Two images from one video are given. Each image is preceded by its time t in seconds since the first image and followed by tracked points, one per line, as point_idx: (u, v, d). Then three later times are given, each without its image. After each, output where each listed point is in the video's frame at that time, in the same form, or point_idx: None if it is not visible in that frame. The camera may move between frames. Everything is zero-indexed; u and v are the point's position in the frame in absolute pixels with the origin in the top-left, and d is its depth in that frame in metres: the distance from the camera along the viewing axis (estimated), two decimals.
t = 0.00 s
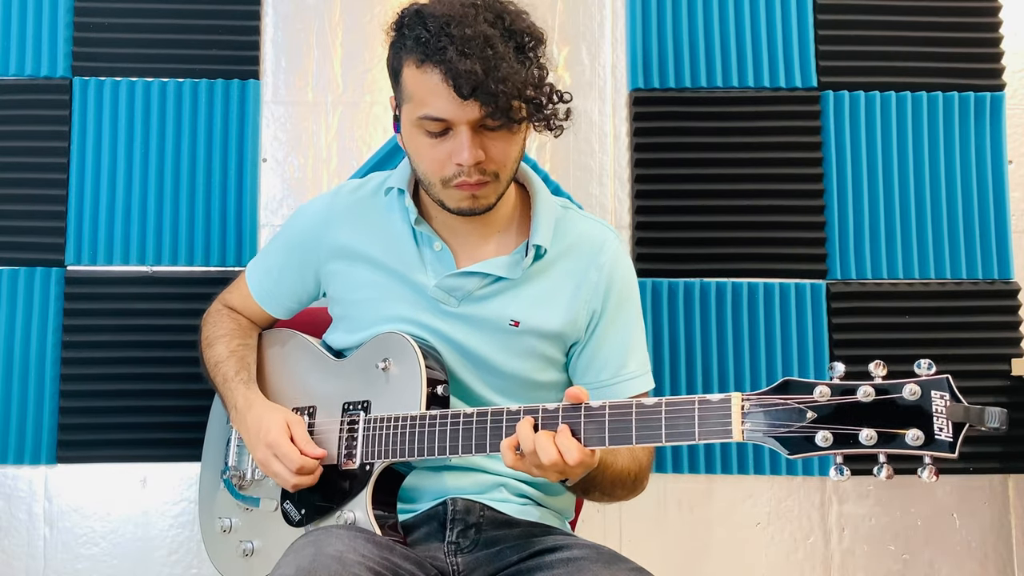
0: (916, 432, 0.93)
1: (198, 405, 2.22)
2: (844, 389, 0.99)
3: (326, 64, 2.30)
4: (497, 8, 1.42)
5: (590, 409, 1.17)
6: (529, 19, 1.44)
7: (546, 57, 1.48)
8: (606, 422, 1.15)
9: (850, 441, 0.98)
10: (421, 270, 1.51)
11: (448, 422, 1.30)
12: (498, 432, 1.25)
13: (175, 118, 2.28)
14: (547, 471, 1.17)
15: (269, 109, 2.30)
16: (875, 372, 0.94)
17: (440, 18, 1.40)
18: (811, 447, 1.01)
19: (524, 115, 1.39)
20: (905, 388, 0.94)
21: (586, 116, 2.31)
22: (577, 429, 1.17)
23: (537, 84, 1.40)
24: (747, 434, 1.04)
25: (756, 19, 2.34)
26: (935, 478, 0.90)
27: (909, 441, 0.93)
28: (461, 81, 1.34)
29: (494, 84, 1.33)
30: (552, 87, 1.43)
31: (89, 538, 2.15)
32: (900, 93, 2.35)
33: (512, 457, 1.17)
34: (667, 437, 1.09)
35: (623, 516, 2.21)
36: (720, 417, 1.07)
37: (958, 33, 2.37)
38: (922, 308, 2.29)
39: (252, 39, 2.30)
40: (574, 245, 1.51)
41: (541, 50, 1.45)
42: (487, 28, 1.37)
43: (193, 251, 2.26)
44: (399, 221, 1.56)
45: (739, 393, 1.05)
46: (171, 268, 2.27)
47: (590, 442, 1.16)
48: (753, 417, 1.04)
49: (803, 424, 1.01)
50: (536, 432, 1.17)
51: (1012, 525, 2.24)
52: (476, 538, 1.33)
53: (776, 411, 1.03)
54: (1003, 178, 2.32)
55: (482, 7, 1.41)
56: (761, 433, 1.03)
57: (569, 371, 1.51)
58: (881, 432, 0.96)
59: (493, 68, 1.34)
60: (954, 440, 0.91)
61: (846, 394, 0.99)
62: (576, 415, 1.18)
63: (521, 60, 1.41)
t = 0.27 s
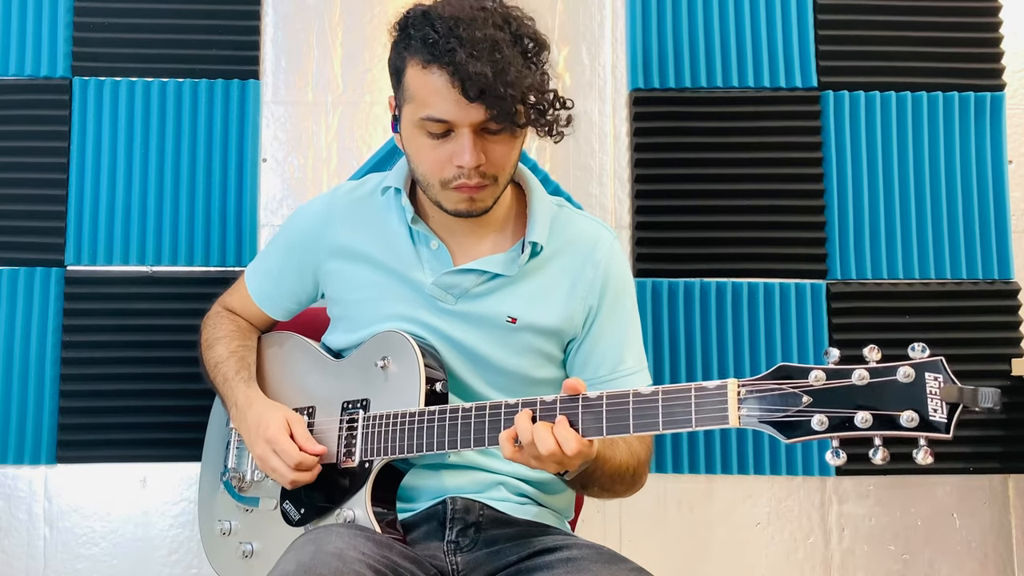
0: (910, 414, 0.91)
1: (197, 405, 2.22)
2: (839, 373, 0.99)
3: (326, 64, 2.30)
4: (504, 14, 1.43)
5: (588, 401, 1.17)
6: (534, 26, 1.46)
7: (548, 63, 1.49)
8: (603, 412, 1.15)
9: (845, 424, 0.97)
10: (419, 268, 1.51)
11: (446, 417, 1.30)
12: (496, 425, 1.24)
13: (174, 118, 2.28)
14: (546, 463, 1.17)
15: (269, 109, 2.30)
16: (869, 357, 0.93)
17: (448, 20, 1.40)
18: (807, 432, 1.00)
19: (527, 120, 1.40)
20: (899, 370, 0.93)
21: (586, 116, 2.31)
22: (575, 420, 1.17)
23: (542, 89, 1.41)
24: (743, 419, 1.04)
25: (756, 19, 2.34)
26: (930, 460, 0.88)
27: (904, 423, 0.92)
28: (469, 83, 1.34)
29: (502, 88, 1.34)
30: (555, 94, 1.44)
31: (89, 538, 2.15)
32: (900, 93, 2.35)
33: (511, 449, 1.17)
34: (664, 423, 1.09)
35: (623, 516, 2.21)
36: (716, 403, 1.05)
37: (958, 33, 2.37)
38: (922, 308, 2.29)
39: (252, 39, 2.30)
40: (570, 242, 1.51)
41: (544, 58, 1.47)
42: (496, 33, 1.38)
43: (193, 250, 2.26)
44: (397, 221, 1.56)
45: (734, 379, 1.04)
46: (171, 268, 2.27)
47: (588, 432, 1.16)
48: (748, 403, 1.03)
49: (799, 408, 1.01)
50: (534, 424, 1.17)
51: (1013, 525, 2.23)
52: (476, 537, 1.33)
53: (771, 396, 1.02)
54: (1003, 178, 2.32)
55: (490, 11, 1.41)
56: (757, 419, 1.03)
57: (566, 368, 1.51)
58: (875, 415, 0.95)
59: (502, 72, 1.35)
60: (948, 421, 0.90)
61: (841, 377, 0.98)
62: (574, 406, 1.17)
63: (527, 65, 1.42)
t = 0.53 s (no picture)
0: (906, 407, 0.92)
1: (197, 405, 2.22)
2: (835, 366, 0.99)
3: (326, 64, 2.30)
4: (508, 17, 1.43)
5: (584, 398, 1.17)
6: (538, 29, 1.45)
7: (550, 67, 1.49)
8: (600, 408, 1.15)
9: (841, 419, 0.97)
10: (417, 269, 1.51)
11: (445, 416, 1.29)
12: (495, 424, 1.24)
13: (174, 118, 2.28)
14: (545, 459, 1.17)
15: (269, 109, 2.30)
16: (865, 350, 0.94)
17: (452, 22, 1.40)
18: (803, 426, 1.00)
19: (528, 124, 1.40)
20: (895, 364, 0.94)
21: (586, 116, 2.31)
22: (573, 416, 1.17)
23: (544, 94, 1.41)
24: (739, 414, 1.03)
25: (756, 19, 2.34)
26: (926, 453, 0.89)
27: (899, 416, 0.92)
28: (473, 87, 1.33)
29: (505, 93, 1.34)
30: (557, 99, 1.45)
31: (89, 538, 2.15)
32: (900, 93, 2.35)
33: (508, 447, 1.17)
34: (661, 420, 1.09)
35: (624, 516, 2.21)
36: (713, 399, 1.05)
37: (958, 33, 2.37)
38: (922, 308, 2.29)
39: (252, 39, 2.30)
40: (568, 241, 1.51)
41: (546, 62, 1.47)
42: (501, 37, 1.38)
43: (193, 250, 2.26)
44: (395, 221, 1.56)
45: (731, 374, 1.04)
46: (171, 268, 2.27)
47: (585, 429, 1.16)
48: (744, 398, 1.03)
49: (795, 403, 1.01)
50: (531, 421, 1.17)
51: (1013, 525, 2.23)
52: (476, 537, 1.33)
53: (767, 390, 1.02)
54: (1003, 178, 2.32)
55: (495, 14, 1.41)
56: (753, 414, 1.02)
57: (565, 367, 1.51)
58: (871, 409, 0.95)
59: (507, 77, 1.35)
60: (944, 414, 0.90)
61: (837, 371, 0.98)
62: (571, 403, 1.17)
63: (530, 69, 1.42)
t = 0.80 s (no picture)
0: (910, 421, 0.92)
1: (197, 405, 2.22)
2: (839, 379, 0.99)
3: (326, 64, 2.30)
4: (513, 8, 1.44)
5: (586, 406, 1.17)
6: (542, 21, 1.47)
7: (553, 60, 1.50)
8: (602, 417, 1.15)
9: (845, 431, 0.97)
10: (416, 270, 1.51)
11: (445, 420, 1.30)
12: (496, 429, 1.24)
13: (174, 118, 2.28)
14: (546, 466, 1.17)
15: (269, 108, 2.30)
16: (869, 363, 0.94)
17: (457, 12, 1.40)
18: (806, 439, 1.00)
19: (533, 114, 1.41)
20: (900, 378, 0.94)
21: (586, 116, 2.31)
22: (575, 425, 1.17)
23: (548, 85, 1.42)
24: (742, 426, 1.03)
25: (756, 19, 2.34)
26: (931, 468, 0.89)
27: (904, 430, 0.93)
28: (479, 75, 1.34)
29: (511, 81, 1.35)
30: (560, 91, 1.46)
31: (89, 538, 2.15)
32: (900, 93, 2.35)
33: (510, 454, 1.17)
34: (663, 430, 1.09)
35: (624, 516, 2.21)
36: (715, 410, 1.05)
37: (958, 33, 2.37)
38: (922, 308, 2.29)
39: (252, 39, 2.30)
40: (567, 243, 1.51)
41: (550, 54, 1.48)
42: (507, 25, 1.39)
43: (193, 250, 2.26)
44: (394, 221, 1.56)
45: (733, 386, 1.04)
46: (171, 268, 2.27)
47: (586, 437, 1.16)
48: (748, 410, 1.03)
49: (798, 415, 1.01)
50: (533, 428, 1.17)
51: (1012, 525, 2.23)
52: (476, 538, 1.33)
53: (770, 403, 1.02)
54: (1003, 178, 2.32)
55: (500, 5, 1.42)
56: (757, 426, 1.03)
57: (565, 368, 1.51)
58: (875, 423, 0.95)
59: (513, 65, 1.36)
60: (949, 429, 0.90)
61: (842, 385, 0.98)
62: (572, 411, 1.17)
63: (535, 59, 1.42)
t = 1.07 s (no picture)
0: (911, 421, 0.92)
1: (197, 405, 2.22)
2: (839, 379, 0.99)
3: (326, 64, 2.30)
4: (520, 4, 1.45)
5: (587, 405, 1.17)
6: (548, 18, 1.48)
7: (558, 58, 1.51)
8: (602, 417, 1.15)
9: (845, 431, 0.97)
10: (417, 269, 1.51)
11: (446, 420, 1.30)
12: (497, 429, 1.24)
13: (175, 118, 2.28)
14: (545, 466, 1.17)
15: (269, 109, 2.30)
16: (870, 363, 0.93)
17: (465, 6, 1.41)
18: (807, 438, 1.00)
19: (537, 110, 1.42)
20: (900, 377, 0.94)
21: (586, 116, 2.31)
22: (575, 424, 1.17)
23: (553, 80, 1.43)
24: (743, 426, 1.03)
25: (756, 19, 2.34)
26: (931, 468, 0.89)
27: (904, 430, 0.93)
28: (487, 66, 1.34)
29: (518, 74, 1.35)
30: (565, 88, 1.47)
31: (89, 538, 2.15)
32: (900, 93, 2.35)
33: (510, 453, 1.17)
34: (663, 430, 1.09)
35: (623, 516, 2.21)
36: (716, 408, 1.05)
37: (958, 33, 2.37)
38: (922, 308, 2.29)
39: (252, 39, 2.30)
40: (568, 243, 1.51)
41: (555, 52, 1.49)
42: (514, 20, 1.40)
43: (193, 250, 2.26)
44: (394, 221, 1.56)
45: (734, 386, 1.04)
46: (171, 268, 2.27)
47: (587, 437, 1.16)
48: (748, 409, 1.03)
49: (799, 415, 1.01)
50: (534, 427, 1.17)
51: (1012, 525, 2.23)
52: (476, 538, 1.33)
53: (770, 403, 1.02)
54: (1003, 178, 2.32)
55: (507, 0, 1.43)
56: (757, 425, 1.03)
57: (565, 368, 1.51)
58: (876, 423, 0.95)
59: (520, 58, 1.37)
60: (949, 429, 0.90)
61: (843, 385, 0.98)
62: (572, 411, 1.17)
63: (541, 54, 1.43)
